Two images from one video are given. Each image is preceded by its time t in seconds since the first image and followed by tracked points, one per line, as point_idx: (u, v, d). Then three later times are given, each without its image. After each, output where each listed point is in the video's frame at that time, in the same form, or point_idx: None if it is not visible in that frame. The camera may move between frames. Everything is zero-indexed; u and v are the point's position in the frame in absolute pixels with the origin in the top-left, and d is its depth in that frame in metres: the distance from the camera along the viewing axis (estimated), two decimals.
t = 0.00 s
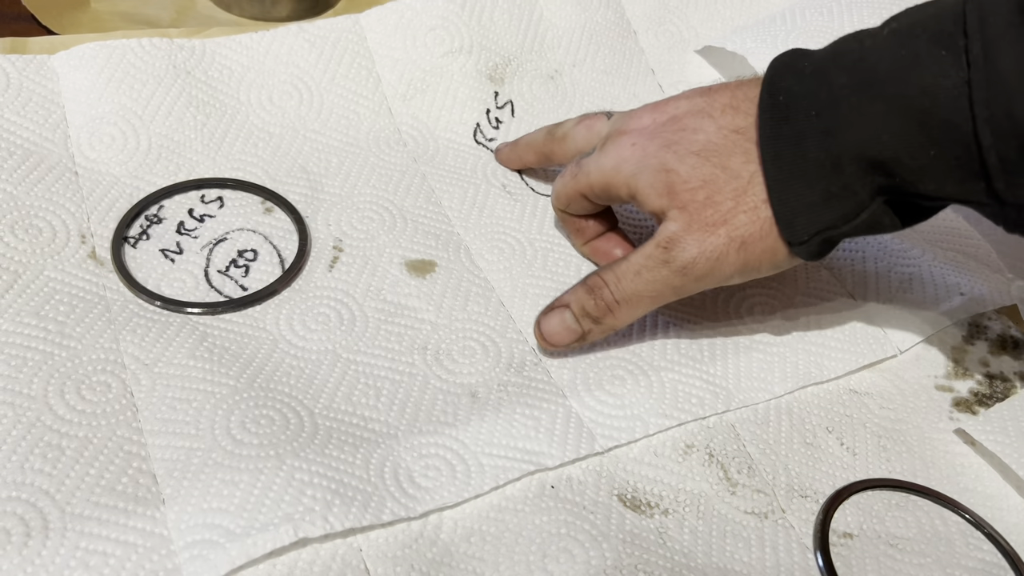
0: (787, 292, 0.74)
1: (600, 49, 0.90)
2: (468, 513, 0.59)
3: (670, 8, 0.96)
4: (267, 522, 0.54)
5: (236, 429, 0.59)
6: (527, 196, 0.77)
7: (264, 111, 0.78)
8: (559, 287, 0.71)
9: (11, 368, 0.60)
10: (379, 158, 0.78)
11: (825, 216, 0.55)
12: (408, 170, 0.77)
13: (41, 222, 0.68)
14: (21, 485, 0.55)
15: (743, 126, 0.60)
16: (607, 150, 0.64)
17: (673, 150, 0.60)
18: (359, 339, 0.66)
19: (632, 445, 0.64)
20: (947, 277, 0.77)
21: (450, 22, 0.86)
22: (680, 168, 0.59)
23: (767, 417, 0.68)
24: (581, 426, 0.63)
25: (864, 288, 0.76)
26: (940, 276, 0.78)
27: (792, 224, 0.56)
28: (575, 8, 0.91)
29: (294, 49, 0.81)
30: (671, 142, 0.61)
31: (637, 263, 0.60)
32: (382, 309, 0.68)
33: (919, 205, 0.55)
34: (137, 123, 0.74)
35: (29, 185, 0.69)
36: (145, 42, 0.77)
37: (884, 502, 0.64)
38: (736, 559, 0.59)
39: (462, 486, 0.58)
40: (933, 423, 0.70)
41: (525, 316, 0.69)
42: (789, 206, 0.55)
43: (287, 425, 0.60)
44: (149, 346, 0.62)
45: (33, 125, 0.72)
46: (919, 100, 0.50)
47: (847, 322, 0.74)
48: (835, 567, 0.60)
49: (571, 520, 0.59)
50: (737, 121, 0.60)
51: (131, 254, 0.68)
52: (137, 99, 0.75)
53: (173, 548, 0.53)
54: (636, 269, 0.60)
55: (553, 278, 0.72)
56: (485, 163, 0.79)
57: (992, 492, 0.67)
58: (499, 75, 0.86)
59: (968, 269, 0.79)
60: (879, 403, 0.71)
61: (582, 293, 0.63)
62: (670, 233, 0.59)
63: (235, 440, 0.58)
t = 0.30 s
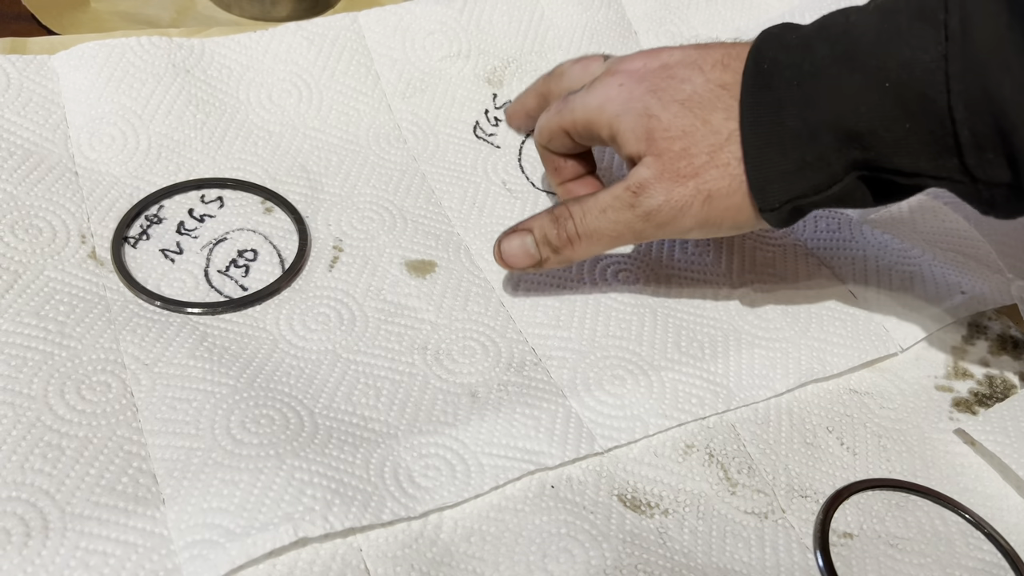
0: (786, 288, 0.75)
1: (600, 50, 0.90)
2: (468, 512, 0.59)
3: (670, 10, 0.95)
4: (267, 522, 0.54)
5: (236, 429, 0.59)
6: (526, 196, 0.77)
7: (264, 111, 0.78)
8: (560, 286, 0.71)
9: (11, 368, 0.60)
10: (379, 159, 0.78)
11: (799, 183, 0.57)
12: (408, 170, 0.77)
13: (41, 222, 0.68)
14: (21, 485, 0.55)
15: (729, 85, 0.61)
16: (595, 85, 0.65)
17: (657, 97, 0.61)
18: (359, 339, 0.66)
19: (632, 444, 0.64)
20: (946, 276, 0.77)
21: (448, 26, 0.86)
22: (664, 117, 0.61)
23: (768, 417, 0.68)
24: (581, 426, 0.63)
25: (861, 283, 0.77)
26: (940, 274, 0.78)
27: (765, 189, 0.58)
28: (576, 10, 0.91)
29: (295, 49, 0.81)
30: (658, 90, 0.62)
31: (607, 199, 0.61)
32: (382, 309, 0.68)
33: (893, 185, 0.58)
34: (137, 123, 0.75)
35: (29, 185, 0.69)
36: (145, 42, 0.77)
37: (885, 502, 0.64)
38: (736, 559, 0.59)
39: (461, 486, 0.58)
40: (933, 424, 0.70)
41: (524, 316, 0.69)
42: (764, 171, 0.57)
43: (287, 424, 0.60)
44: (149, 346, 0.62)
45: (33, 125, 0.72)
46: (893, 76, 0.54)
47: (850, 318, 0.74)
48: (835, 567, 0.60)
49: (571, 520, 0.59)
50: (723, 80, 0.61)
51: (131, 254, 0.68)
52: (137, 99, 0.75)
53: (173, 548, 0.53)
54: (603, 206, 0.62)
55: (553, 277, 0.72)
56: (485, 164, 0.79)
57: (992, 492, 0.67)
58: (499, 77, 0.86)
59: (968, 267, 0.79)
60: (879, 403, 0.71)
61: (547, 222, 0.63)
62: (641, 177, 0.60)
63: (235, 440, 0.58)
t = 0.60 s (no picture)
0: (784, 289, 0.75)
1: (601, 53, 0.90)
2: (468, 512, 0.59)
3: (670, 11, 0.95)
4: (267, 522, 0.54)
5: (236, 429, 0.59)
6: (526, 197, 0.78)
7: (264, 112, 0.79)
8: (560, 287, 0.71)
9: (12, 368, 0.60)
10: (379, 159, 0.78)
11: (838, 158, 0.57)
12: (408, 171, 0.77)
13: (41, 222, 0.68)
14: (21, 484, 0.55)
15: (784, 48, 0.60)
16: (644, 33, 0.64)
17: (708, 50, 0.60)
18: (359, 339, 0.66)
19: (632, 445, 0.64)
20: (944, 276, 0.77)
21: (449, 28, 0.87)
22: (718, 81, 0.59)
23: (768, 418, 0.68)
24: (581, 426, 0.63)
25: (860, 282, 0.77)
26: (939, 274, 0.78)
27: (805, 162, 0.57)
28: (576, 11, 0.91)
29: (295, 50, 0.81)
30: (709, 44, 0.61)
31: (635, 157, 0.61)
32: (382, 310, 0.68)
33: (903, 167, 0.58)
34: (138, 124, 0.75)
35: (29, 185, 0.69)
36: (145, 43, 0.77)
37: (885, 501, 0.64)
38: (736, 559, 0.59)
39: (461, 486, 0.58)
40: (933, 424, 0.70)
41: (524, 316, 0.69)
42: (805, 143, 0.57)
43: (287, 424, 0.60)
44: (149, 345, 0.62)
45: (33, 125, 0.72)
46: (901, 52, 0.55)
47: (851, 318, 0.74)
48: (835, 567, 0.60)
49: (571, 520, 0.59)
50: (780, 42, 0.60)
51: (131, 254, 0.68)
52: (137, 100, 0.75)
53: (173, 548, 0.53)
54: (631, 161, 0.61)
55: (553, 278, 0.72)
56: (485, 164, 0.79)
57: (992, 492, 0.67)
58: (500, 79, 0.86)
59: (969, 267, 0.78)
60: (880, 403, 0.71)
61: (579, 172, 0.63)
62: (678, 137, 0.59)
63: (235, 440, 0.58)
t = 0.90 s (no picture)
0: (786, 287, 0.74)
1: (601, 52, 0.90)
2: (468, 512, 0.58)
3: (670, 11, 0.95)
4: (267, 522, 0.54)
5: (236, 429, 0.59)
6: (527, 196, 0.78)
7: (264, 111, 0.79)
8: (560, 287, 0.71)
9: (11, 368, 0.60)
10: (379, 159, 0.78)
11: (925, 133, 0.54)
12: (408, 170, 0.78)
13: (41, 222, 0.68)
14: (21, 484, 0.55)
15: None
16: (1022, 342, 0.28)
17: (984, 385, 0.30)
18: (359, 339, 0.66)
19: (632, 444, 0.64)
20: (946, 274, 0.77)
21: (448, 27, 0.87)
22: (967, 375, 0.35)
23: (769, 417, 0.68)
24: (581, 426, 0.63)
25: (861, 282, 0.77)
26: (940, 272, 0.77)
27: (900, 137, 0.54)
28: (576, 11, 0.91)
29: (295, 49, 0.81)
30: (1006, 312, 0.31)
31: (972, 432, 0.31)
32: (382, 309, 0.68)
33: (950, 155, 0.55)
34: (138, 124, 0.75)
35: (29, 185, 0.69)
36: (145, 43, 0.77)
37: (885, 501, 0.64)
38: (736, 559, 0.59)
39: (461, 486, 0.58)
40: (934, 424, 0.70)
41: (524, 316, 0.69)
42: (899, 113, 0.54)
43: (287, 424, 0.60)
44: (149, 346, 0.62)
45: (33, 125, 0.72)
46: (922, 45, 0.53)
47: (852, 317, 0.73)
48: (834, 567, 0.60)
49: (571, 519, 0.59)
50: None
51: (131, 254, 0.68)
52: (137, 100, 0.75)
53: (173, 548, 0.53)
54: (929, 504, 0.36)
55: (553, 277, 0.72)
56: (485, 164, 0.79)
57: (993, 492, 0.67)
58: (499, 79, 0.86)
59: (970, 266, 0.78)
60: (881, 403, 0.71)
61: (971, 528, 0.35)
62: None
63: (235, 440, 0.58)
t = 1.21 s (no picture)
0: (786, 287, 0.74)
1: (601, 53, 0.90)
2: (468, 512, 0.58)
3: (670, 11, 0.95)
4: (267, 521, 0.54)
5: (236, 428, 0.59)
6: (526, 197, 0.78)
7: (265, 112, 0.79)
8: (560, 287, 0.71)
9: (12, 368, 0.60)
10: (379, 159, 0.78)
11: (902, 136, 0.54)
12: (408, 170, 0.78)
13: (41, 222, 0.68)
14: (21, 484, 0.55)
15: None
16: None
17: None
18: (358, 339, 0.66)
19: (633, 444, 0.64)
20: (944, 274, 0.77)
21: (448, 28, 0.87)
22: None
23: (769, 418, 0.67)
24: (581, 426, 0.63)
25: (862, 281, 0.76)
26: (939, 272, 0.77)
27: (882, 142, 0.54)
28: (576, 11, 0.91)
29: (295, 49, 0.81)
30: None
31: None
32: (382, 309, 0.68)
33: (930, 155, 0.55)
34: (138, 124, 0.75)
35: (30, 185, 0.69)
36: (145, 43, 0.77)
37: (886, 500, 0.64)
38: (736, 559, 0.59)
39: (461, 485, 0.58)
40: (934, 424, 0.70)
41: (525, 316, 0.69)
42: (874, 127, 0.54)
43: (287, 424, 0.60)
44: (149, 346, 0.62)
45: (33, 125, 0.72)
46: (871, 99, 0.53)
47: (851, 317, 0.73)
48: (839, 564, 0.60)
49: (572, 519, 0.59)
50: None
51: (131, 254, 0.68)
52: (138, 100, 0.75)
53: (173, 547, 0.53)
54: None
55: (553, 277, 0.72)
56: (485, 165, 0.79)
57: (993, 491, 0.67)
58: (500, 79, 0.86)
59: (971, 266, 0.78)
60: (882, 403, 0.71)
61: None
62: None
63: (236, 440, 0.58)
